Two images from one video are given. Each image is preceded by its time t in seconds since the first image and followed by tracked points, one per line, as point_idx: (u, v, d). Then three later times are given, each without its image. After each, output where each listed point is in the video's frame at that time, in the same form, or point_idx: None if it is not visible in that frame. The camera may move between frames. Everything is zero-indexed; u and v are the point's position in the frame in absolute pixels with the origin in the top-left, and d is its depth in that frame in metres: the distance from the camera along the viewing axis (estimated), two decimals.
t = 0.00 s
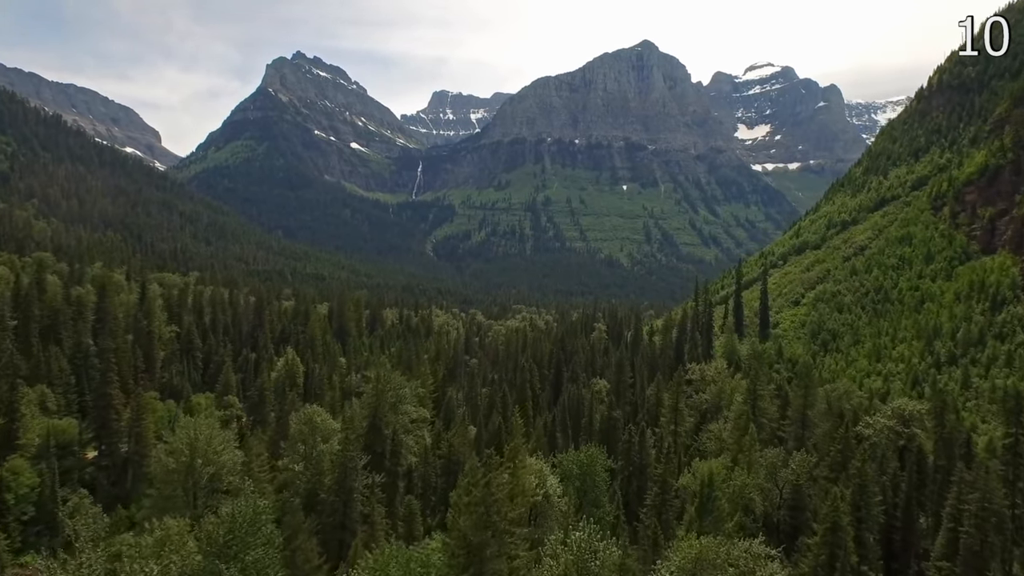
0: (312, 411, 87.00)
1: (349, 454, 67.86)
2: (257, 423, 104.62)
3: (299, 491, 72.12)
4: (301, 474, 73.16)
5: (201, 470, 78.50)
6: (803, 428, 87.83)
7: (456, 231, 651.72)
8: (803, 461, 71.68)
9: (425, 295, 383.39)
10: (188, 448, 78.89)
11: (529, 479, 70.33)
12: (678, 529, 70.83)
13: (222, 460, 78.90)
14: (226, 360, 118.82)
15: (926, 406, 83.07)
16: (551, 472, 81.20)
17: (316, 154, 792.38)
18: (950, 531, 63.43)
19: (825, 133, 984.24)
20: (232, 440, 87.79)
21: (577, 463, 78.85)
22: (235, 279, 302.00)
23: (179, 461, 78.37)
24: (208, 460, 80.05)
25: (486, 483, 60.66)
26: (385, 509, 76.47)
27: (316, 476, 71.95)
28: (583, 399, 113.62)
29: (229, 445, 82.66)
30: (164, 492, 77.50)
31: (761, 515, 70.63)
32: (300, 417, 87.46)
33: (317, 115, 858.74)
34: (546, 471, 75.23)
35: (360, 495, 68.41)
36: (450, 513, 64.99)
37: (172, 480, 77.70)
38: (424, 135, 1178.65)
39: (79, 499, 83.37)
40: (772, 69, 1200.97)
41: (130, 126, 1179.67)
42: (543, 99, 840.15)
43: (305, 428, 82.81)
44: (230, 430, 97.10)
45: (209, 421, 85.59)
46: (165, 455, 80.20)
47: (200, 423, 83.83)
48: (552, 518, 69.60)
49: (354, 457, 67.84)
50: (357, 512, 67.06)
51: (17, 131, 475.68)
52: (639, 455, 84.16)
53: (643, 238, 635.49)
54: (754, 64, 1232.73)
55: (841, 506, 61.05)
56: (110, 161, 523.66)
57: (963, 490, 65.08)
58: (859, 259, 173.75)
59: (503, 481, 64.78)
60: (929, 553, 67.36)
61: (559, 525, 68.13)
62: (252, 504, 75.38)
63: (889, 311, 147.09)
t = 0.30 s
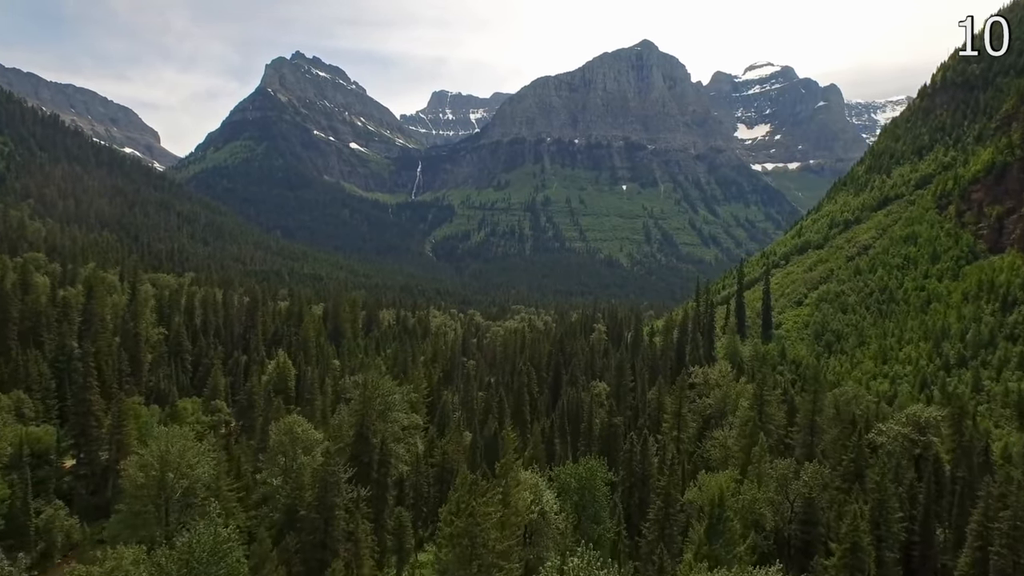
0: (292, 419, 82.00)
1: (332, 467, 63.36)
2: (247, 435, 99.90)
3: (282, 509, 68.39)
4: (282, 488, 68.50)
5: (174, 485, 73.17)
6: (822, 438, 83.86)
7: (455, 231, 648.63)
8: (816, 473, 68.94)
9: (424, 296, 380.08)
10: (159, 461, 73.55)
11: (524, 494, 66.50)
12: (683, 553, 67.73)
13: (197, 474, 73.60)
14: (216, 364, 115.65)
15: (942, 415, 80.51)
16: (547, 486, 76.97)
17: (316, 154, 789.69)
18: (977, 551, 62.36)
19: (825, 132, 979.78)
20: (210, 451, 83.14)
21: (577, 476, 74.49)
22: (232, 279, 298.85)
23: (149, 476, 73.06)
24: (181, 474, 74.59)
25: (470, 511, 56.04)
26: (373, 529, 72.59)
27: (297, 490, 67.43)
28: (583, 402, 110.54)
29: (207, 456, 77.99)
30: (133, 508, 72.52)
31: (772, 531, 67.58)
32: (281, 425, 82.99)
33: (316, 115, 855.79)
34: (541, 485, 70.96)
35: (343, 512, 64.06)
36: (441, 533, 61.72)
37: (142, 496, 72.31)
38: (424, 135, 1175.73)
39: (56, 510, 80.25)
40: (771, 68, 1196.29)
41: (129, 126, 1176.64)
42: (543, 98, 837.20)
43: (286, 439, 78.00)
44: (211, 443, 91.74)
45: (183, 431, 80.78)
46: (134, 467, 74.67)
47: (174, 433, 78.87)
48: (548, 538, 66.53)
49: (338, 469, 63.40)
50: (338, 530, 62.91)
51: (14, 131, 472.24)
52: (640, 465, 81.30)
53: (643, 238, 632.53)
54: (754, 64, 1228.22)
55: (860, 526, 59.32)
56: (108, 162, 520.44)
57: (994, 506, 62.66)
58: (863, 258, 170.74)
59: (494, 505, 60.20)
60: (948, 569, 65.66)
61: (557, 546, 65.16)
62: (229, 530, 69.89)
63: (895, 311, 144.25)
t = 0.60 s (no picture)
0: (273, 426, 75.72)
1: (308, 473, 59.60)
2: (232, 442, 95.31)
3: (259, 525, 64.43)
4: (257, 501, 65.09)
5: (143, 498, 68.60)
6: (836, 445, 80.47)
7: (454, 231, 645.53)
8: (829, 483, 65.90)
9: (423, 296, 376.92)
10: (127, 474, 69.05)
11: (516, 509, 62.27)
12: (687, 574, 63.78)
13: (168, 487, 69.19)
14: (204, 366, 112.71)
15: (963, 419, 77.88)
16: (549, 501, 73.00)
17: (315, 154, 786.77)
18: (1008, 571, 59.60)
19: (825, 132, 975.26)
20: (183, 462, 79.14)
21: (576, 488, 71.03)
22: (228, 279, 295.79)
23: (116, 488, 68.73)
24: (151, 487, 70.30)
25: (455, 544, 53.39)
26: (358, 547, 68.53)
27: (273, 506, 64.54)
28: (582, 405, 108.85)
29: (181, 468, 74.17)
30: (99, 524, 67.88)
31: (785, 547, 64.66)
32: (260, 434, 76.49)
33: (315, 115, 852.13)
34: (538, 498, 67.38)
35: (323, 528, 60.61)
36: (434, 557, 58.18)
37: (108, 511, 68.01)
38: (423, 135, 1172.32)
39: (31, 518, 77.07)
40: (771, 68, 1193.11)
41: (129, 126, 1173.72)
42: (542, 98, 834.21)
43: (265, 449, 72.12)
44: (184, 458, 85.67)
45: (156, 439, 76.10)
46: (101, 481, 70.38)
47: (145, 443, 74.23)
48: (547, 559, 62.95)
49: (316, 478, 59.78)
50: (317, 548, 59.50)
51: (11, 131, 468.96)
52: (643, 474, 78.11)
53: (643, 238, 629.69)
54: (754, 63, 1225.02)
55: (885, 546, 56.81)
56: (106, 161, 517.34)
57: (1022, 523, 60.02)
58: (867, 257, 167.61)
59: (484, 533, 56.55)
60: None
61: (557, 565, 61.77)
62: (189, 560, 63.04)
63: (900, 311, 141.27)
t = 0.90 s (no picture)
0: (247, 435, 68.36)
1: (278, 488, 58.33)
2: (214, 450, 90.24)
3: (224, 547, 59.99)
4: (226, 516, 59.75)
5: (102, 517, 60.44)
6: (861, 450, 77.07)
7: (454, 231, 641.80)
8: (845, 497, 62.11)
9: (422, 297, 373.14)
10: (82, 490, 61.12)
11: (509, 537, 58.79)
12: None
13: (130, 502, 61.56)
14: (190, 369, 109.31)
15: (985, 425, 74.56)
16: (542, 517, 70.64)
17: (315, 154, 783.06)
18: None
19: (826, 132, 967.61)
20: (153, 475, 73.95)
21: (574, 504, 67.56)
22: (225, 280, 292.25)
23: (70, 506, 60.75)
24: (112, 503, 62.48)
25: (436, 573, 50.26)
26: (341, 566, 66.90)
27: (243, 518, 59.66)
28: (582, 408, 106.21)
29: (146, 481, 66.25)
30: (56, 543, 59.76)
31: (798, 569, 60.38)
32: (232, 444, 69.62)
33: (315, 115, 848.76)
34: (532, 517, 63.53)
35: (294, 551, 59.53)
36: None
37: (62, 531, 59.67)
38: (423, 135, 1169.08)
39: None
40: (772, 67, 1189.84)
41: (128, 126, 1169.69)
42: (542, 98, 830.39)
43: (236, 462, 63.73)
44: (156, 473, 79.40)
45: (119, 450, 68.72)
46: (56, 497, 62.35)
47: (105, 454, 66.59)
48: None
49: (287, 494, 58.19)
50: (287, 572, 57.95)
51: (8, 131, 464.77)
52: (645, 485, 74.20)
53: (643, 238, 625.98)
54: (754, 63, 1222.11)
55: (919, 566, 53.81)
56: (104, 162, 512.86)
57: None
58: (872, 256, 164.11)
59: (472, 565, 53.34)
60: None
61: None
62: None
63: (908, 311, 137.76)
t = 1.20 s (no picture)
0: (219, 449, 66.99)
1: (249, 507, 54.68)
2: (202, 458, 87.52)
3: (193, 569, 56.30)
4: (194, 536, 57.16)
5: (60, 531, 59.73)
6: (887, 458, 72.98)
7: (454, 231, 638.62)
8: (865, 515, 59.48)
9: (421, 297, 370.22)
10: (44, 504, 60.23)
11: (495, 567, 55.33)
12: None
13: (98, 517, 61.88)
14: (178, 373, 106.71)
15: (1006, 434, 71.43)
16: (538, 534, 67.25)
17: (314, 154, 779.96)
18: None
19: (826, 131, 964.53)
20: (120, 488, 72.36)
21: (570, 520, 64.67)
22: (222, 280, 289.10)
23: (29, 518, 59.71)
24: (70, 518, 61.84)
25: None
26: None
27: (213, 538, 56.55)
28: (582, 413, 103.42)
29: (110, 496, 66.08)
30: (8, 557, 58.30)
31: None
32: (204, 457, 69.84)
33: (314, 114, 845.90)
34: (528, 538, 59.91)
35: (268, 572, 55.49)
36: None
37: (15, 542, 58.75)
38: (423, 135, 1165.38)
39: None
40: (772, 67, 1186.97)
41: (127, 126, 1166.47)
42: (542, 97, 826.98)
43: (206, 477, 63.30)
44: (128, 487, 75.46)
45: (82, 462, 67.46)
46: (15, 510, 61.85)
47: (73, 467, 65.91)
48: None
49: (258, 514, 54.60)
50: None
51: (5, 131, 461.10)
52: (648, 498, 71.32)
53: (644, 237, 622.84)
54: (754, 62, 1219.33)
55: None
56: (102, 162, 509.20)
57: None
58: (877, 255, 161.07)
59: None
60: None
61: None
62: None
63: (915, 311, 134.57)
